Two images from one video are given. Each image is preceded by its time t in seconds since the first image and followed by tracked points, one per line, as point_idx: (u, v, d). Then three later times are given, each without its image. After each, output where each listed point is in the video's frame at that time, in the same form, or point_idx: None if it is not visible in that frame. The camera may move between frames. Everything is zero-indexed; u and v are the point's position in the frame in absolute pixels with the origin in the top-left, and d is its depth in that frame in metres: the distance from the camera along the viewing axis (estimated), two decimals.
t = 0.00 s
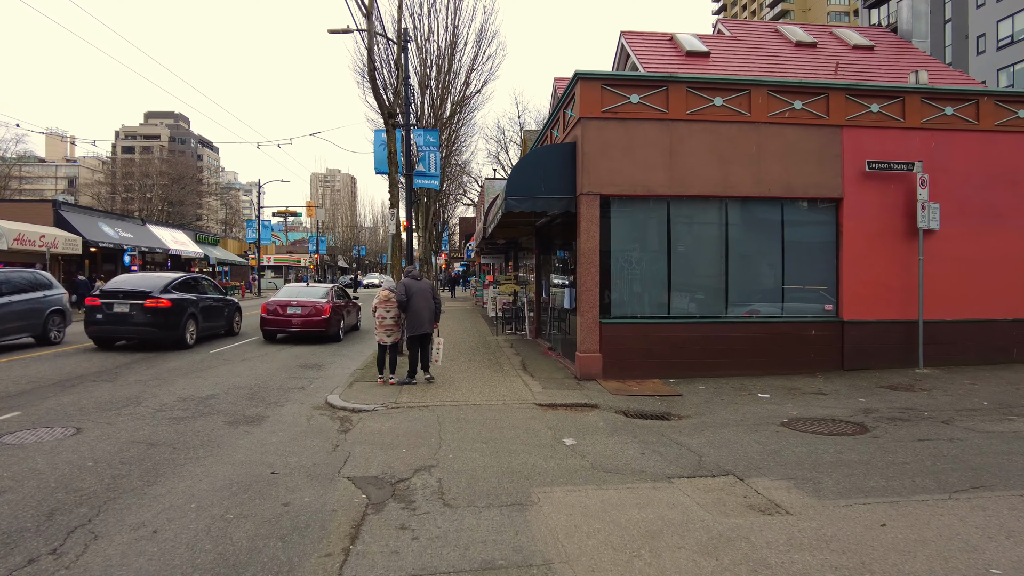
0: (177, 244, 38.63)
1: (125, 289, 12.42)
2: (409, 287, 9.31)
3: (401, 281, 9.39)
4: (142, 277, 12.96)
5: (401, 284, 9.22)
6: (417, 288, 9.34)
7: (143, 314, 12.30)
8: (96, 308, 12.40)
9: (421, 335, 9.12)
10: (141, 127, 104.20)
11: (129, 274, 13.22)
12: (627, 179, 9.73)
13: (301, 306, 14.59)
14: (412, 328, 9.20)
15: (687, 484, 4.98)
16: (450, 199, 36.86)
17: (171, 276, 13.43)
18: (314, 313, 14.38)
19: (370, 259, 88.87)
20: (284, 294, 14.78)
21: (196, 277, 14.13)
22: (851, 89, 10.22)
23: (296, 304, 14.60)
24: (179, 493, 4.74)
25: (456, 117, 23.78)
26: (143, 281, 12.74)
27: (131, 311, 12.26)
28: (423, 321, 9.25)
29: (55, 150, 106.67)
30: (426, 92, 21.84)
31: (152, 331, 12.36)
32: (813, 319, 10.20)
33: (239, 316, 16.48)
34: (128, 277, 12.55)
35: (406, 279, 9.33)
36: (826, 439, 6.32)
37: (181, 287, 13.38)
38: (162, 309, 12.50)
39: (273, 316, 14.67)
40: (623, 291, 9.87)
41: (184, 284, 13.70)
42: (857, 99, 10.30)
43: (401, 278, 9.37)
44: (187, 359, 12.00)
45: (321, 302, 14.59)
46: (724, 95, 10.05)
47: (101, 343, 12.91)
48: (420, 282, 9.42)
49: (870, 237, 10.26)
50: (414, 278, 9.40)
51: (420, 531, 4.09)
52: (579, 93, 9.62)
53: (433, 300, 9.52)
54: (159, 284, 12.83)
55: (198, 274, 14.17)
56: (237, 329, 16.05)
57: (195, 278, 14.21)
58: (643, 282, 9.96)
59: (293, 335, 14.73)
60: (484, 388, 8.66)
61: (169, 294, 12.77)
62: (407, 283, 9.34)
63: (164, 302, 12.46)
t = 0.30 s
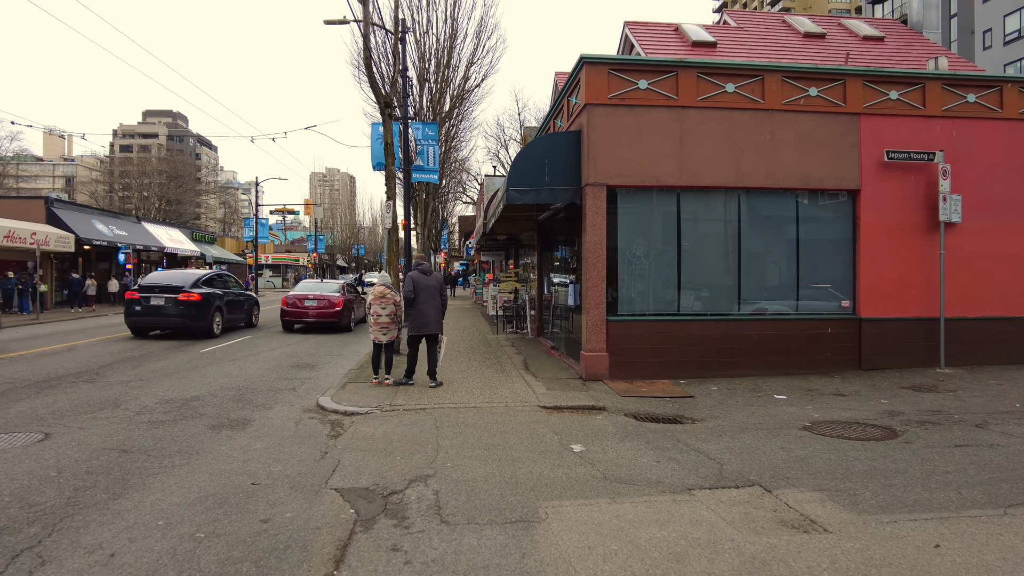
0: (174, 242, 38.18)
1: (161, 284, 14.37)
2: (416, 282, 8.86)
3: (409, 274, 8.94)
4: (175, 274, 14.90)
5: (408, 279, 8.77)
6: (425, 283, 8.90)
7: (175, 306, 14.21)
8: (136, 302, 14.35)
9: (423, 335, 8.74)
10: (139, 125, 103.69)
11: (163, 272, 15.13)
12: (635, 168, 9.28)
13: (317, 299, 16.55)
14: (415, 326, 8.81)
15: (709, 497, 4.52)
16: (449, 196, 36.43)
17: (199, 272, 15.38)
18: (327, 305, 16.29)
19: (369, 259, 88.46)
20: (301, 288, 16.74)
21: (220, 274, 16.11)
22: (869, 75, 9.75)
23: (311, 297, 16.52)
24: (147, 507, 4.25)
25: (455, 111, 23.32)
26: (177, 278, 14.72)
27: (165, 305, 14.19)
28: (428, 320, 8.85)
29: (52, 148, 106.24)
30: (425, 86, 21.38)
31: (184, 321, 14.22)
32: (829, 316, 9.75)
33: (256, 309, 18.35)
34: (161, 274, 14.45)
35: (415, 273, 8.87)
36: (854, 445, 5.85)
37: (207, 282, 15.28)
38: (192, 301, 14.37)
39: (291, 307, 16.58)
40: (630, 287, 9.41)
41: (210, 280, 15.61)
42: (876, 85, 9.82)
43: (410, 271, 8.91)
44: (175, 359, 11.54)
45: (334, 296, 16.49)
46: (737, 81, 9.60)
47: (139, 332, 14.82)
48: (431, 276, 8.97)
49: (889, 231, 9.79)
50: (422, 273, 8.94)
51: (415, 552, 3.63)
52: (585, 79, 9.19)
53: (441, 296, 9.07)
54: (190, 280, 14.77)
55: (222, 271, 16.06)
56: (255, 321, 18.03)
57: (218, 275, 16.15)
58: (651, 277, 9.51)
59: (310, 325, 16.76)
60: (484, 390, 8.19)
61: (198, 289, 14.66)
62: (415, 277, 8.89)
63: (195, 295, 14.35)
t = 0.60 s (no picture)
0: (170, 241, 37.72)
1: (189, 282, 15.98)
2: (421, 280, 8.43)
3: (415, 271, 8.51)
4: (199, 273, 16.47)
5: (412, 277, 8.34)
6: (430, 282, 8.45)
7: (202, 302, 15.80)
8: (165, 298, 15.93)
9: (424, 337, 8.30)
10: (136, 124, 103.19)
11: (189, 272, 16.74)
12: (644, 161, 8.84)
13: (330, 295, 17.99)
14: (417, 327, 8.37)
15: (739, 518, 4.07)
16: (449, 195, 35.99)
17: (220, 272, 16.99)
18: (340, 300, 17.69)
19: (368, 258, 88.01)
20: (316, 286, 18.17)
21: (241, 273, 17.73)
22: (889, 64, 9.30)
23: (325, 294, 17.86)
24: (111, 532, 3.79)
25: (455, 107, 22.86)
26: (201, 277, 16.28)
27: (192, 301, 15.76)
28: (431, 321, 8.40)
29: (48, 146, 105.66)
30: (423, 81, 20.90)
31: (210, 315, 15.78)
32: (846, 316, 9.31)
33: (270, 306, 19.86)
34: (187, 273, 16.01)
35: (420, 271, 8.44)
36: (887, 455, 5.40)
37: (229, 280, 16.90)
38: (216, 298, 15.94)
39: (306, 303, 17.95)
40: (639, 286, 8.97)
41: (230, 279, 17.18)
42: (895, 75, 9.37)
43: (415, 268, 8.49)
44: (163, 361, 11.09)
45: (345, 292, 17.87)
46: (750, 71, 9.15)
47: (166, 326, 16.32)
48: (437, 275, 8.51)
49: (909, 227, 9.35)
50: (429, 270, 8.49)
51: None
52: (592, 67, 8.75)
53: (447, 295, 8.61)
54: (213, 279, 16.34)
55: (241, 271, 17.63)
56: (269, 316, 19.57)
57: (237, 274, 17.78)
58: (661, 276, 9.07)
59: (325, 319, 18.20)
60: (486, 395, 7.74)
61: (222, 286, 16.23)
62: (420, 275, 8.46)
63: (220, 292, 15.94)
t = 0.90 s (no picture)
0: (166, 241, 37.26)
1: (211, 282, 17.45)
2: (422, 281, 7.97)
3: (417, 271, 8.04)
4: (220, 274, 17.95)
5: (413, 278, 7.89)
6: (431, 284, 7.99)
7: (222, 300, 17.25)
8: (189, 297, 17.39)
9: (423, 343, 7.84)
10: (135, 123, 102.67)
11: (212, 272, 18.30)
12: (656, 157, 8.38)
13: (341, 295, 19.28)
14: (416, 332, 7.92)
15: (781, 554, 3.59)
16: (449, 195, 35.54)
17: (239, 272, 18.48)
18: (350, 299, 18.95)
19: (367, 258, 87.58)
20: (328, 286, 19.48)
21: (257, 274, 19.23)
22: (913, 55, 8.83)
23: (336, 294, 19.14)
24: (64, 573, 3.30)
25: (455, 104, 22.38)
26: (222, 277, 17.77)
27: (213, 299, 17.22)
28: (430, 326, 7.93)
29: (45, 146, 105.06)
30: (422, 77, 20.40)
31: (230, 311, 17.23)
32: (868, 320, 8.84)
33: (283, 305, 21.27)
34: (210, 273, 17.53)
35: (421, 272, 7.97)
36: (930, 476, 4.93)
37: (248, 280, 18.41)
38: (236, 295, 17.42)
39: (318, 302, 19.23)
40: (651, 288, 8.50)
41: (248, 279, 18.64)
42: (919, 66, 8.91)
43: (417, 268, 8.02)
44: (151, 365, 10.63)
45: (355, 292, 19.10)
46: (768, 61, 8.68)
47: (190, 322, 17.80)
48: (439, 277, 8.05)
49: (934, 226, 8.87)
50: (431, 272, 8.02)
51: None
52: (601, 57, 8.29)
53: (449, 299, 8.14)
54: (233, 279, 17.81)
55: (257, 271, 19.14)
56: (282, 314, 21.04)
57: (254, 275, 19.28)
58: (672, 277, 8.61)
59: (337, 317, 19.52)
60: (490, 405, 7.28)
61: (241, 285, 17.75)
62: (422, 276, 8.00)
63: (239, 290, 17.43)
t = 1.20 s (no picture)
0: (162, 238, 36.67)
1: (228, 278, 18.98)
2: (416, 277, 7.52)
3: (410, 266, 7.59)
4: (236, 272, 19.53)
5: (406, 273, 7.43)
6: (426, 279, 7.55)
7: (239, 296, 18.86)
8: (208, 292, 18.94)
9: (419, 342, 7.38)
10: (133, 122, 102.26)
11: (229, 270, 19.83)
12: (667, 144, 7.93)
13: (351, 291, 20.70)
14: (410, 330, 7.46)
15: None
16: (448, 193, 35.15)
17: (253, 270, 20.06)
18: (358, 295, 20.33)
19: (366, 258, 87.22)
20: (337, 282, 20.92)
21: (269, 272, 20.77)
22: (938, 37, 8.37)
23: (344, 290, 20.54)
24: None
25: (455, 98, 21.91)
26: (238, 274, 19.36)
27: (231, 294, 18.81)
28: (425, 324, 7.48)
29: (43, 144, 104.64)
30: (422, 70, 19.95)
31: (246, 306, 18.74)
32: (890, 317, 8.39)
33: (292, 300, 22.70)
34: (227, 270, 19.02)
35: (415, 266, 7.52)
36: (979, 485, 4.48)
37: (261, 277, 19.92)
38: (251, 291, 18.92)
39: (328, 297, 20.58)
40: (662, 283, 8.05)
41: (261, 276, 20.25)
42: (945, 50, 8.45)
43: (411, 262, 7.57)
44: (137, 365, 10.15)
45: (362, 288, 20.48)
46: (785, 44, 8.22)
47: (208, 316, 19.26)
48: (434, 272, 7.61)
49: (960, 217, 8.41)
50: (425, 266, 7.60)
51: None
52: (610, 39, 7.84)
53: (444, 295, 7.71)
54: (248, 276, 19.39)
55: (269, 269, 20.68)
56: (290, 309, 22.61)
57: (266, 273, 20.89)
58: (684, 272, 8.15)
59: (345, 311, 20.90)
60: (492, 407, 6.82)
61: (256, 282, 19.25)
62: (416, 271, 7.55)
63: (254, 286, 18.91)
